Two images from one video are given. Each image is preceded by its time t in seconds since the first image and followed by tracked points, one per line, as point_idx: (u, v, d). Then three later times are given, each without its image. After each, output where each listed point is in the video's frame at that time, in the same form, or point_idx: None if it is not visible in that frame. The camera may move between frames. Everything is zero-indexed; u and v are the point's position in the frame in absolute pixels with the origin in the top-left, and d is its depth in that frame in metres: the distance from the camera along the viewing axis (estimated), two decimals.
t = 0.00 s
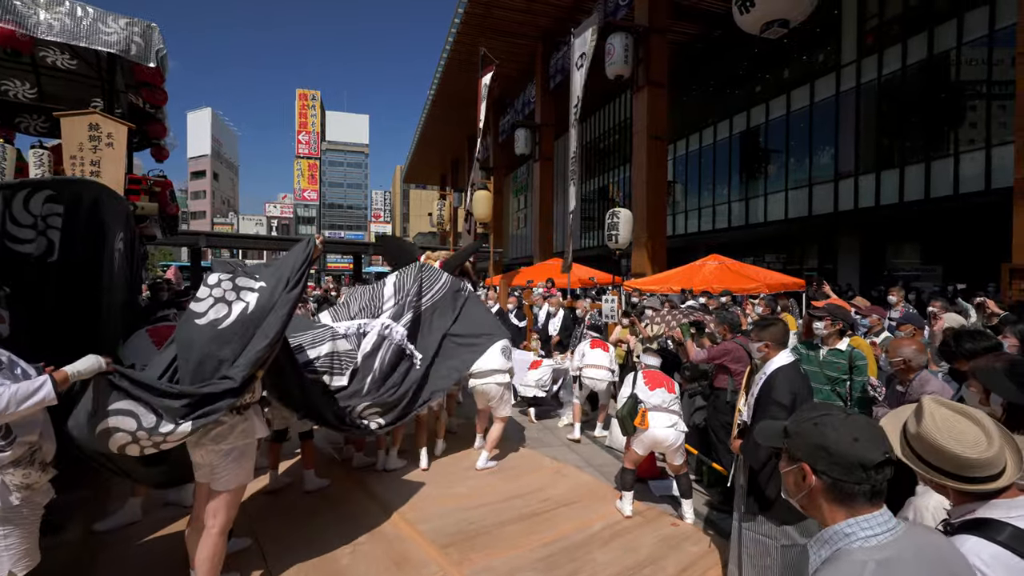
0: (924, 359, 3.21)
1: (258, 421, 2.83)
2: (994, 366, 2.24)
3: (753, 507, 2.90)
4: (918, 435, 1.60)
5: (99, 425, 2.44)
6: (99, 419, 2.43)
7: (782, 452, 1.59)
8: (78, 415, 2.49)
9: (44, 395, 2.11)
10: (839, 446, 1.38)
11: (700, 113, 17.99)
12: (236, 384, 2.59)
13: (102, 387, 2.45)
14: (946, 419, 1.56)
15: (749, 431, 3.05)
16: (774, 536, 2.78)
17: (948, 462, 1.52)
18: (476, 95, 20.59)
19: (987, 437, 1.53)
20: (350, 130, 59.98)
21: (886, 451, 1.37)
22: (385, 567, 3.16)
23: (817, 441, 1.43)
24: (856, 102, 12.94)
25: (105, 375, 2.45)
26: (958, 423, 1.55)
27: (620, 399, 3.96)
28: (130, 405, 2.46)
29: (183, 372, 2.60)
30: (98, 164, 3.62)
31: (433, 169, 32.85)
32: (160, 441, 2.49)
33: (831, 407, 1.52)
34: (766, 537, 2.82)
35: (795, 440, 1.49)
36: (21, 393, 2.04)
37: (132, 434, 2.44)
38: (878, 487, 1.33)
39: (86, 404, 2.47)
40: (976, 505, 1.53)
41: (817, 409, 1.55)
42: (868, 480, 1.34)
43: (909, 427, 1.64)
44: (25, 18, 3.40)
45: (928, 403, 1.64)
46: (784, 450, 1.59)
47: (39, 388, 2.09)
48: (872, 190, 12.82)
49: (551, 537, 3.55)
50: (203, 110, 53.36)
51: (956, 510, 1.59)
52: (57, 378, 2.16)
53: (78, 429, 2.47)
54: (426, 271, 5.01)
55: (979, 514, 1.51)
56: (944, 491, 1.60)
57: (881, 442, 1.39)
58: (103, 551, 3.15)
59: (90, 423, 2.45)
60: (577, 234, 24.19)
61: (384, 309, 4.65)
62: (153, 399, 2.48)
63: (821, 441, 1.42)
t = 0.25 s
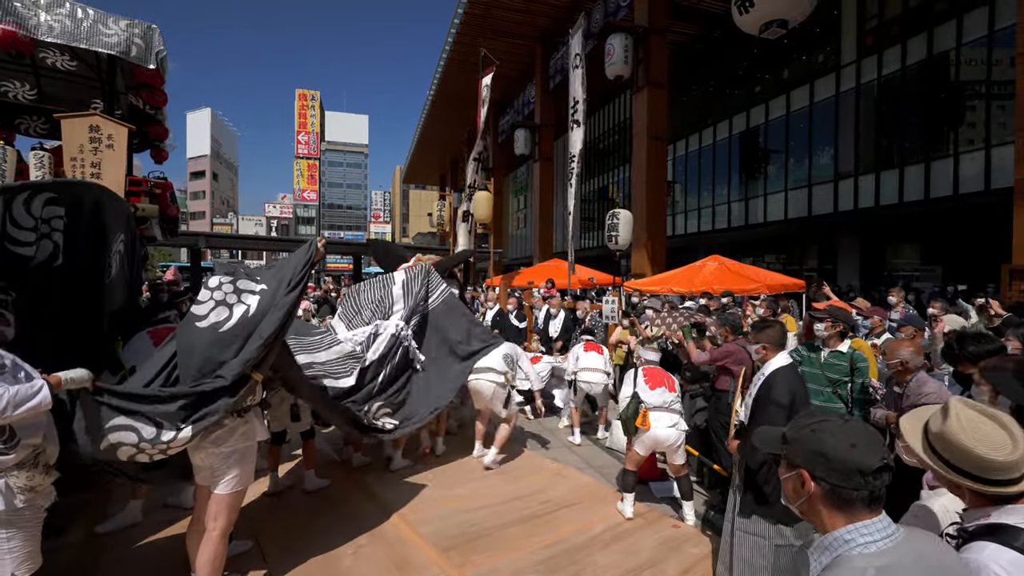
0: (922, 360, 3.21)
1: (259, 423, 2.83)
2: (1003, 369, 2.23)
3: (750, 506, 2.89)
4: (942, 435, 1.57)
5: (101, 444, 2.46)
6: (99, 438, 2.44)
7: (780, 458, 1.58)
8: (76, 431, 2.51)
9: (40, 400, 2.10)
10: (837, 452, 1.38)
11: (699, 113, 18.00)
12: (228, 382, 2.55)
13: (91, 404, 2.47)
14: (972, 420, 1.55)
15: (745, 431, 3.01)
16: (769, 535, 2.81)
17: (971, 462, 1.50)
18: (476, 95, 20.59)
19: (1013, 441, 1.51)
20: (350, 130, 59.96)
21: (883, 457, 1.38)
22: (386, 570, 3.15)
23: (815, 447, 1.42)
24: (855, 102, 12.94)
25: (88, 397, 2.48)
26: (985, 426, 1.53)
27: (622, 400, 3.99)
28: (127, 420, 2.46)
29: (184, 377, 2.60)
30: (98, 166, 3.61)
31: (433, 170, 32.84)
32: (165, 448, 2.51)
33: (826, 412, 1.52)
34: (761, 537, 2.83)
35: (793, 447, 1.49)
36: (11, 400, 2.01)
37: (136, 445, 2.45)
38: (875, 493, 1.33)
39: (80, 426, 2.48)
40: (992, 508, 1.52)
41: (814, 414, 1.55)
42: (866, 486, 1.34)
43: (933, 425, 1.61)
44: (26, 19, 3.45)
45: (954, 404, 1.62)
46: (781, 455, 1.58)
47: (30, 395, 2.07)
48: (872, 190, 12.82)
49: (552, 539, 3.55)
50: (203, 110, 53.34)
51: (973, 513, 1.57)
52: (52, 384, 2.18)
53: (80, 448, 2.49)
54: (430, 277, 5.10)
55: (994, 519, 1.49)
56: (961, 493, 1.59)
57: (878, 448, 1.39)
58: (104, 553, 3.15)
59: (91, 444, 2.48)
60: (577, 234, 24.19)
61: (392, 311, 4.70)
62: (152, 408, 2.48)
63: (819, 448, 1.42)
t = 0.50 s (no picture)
0: (917, 359, 3.21)
1: (259, 423, 2.82)
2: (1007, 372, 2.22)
3: (747, 504, 2.91)
4: (966, 435, 1.54)
5: (107, 456, 2.42)
6: (103, 450, 2.41)
7: (779, 461, 1.59)
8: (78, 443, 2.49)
9: (46, 402, 2.11)
10: (835, 455, 1.37)
11: (699, 113, 18.01)
12: (228, 385, 2.55)
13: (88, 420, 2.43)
14: (1001, 421, 1.50)
15: (744, 430, 2.99)
16: (766, 533, 2.81)
17: (997, 465, 1.46)
18: (475, 95, 20.58)
19: None
20: (349, 130, 59.96)
21: (881, 460, 1.37)
22: (387, 571, 3.15)
23: (813, 450, 1.42)
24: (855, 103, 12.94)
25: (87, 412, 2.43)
26: (1016, 428, 1.48)
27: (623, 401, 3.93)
28: (129, 431, 2.46)
29: (187, 380, 2.60)
30: (99, 166, 3.60)
31: (432, 170, 32.84)
32: (170, 450, 2.49)
33: (824, 415, 1.52)
34: (759, 535, 2.83)
35: (792, 451, 1.49)
36: (20, 398, 2.01)
37: (142, 453, 2.45)
38: (874, 495, 1.32)
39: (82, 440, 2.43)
40: (1011, 511, 1.49)
41: (813, 417, 1.55)
42: (864, 489, 1.33)
43: (958, 425, 1.59)
44: (25, 20, 3.42)
45: (984, 405, 1.57)
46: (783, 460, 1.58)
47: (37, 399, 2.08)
48: (871, 191, 12.82)
49: (553, 540, 3.55)
50: (202, 110, 53.31)
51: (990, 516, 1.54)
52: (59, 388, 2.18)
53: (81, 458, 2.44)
54: (426, 279, 5.12)
55: (1013, 521, 1.44)
56: (982, 495, 1.55)
57: (877, 450, 1.38)
58: (105, 554, 3.14)
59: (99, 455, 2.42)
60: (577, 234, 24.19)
61: (395, 312, 4.72)
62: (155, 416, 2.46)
63: (818, 451, 1.41)
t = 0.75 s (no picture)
0: (918, 359, 3.22)
1: (260, 423, 2.81)
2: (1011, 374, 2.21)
3: (748, 503, 2.92)
4: (983, 432, 1.53)
5: (112, 463, 2.47)
6: (110, 459, 2.46)
7: (779, 460, 1.58)
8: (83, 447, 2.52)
9: (48, 409, 2.12)
10: (835, 455, 1.37)
11: (699, 113, 18.02)
12: (229, 386, 2.56)
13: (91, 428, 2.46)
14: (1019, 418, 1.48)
15: (746, 430, 2.97)
16: (768, 533, 2.80)
17: (1014, 462, 1.45)
18: (475, 96, 20.58)
19: None
20: (349, 130, 59.98)
21: (881, 460, 1.37)
22: (388, 571, 3.15)
23: (813, 451, 1.42)
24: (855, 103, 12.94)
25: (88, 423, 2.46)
26: None
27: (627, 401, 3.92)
28: (133, 435, 2.48)
29: (188, 381, 2.60)
30: (99, 166, 3.60)
31: (432, 170, 32.84)
32: (172, 451, 2.48)
33: (822, 415, 1.51)
34: (761, 534, 2.83)
35: (790, 451, 1.48)
36: (26, 402, 2.04)
37: (146, 455, 2.46)
38: (872, 495, 1.32)
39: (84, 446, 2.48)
40: None
41: (813, 416, 1.55)
42: (862, 489, 1.33)
43: (975, 423, 1.57)
44: (26, 21, 3.41)
45: (1000, 402, 1.55)
46: (780, 459, 1.58)
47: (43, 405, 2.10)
48: (871, 191, 12.82)
49: (554, 540, 3.55)
50: (202, 110, 53.30)
51: (1008, 514, 1.52)
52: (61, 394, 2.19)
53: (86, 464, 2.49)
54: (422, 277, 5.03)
55: None
56: (998, 493, 1.54)
57: (876, 451, 1.38)
58: (106, 554, 3.14)
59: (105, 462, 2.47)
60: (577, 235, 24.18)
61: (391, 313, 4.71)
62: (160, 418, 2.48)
63: (817, 451, 1.41)
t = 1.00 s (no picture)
0: (922, 359, 3.23)
1: (263, 422, 2.82)
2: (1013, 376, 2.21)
3: (750, 502, 2.92)
4: (998, 430, 1.53)
5: (113, 459, 2.48)
6: (110, 454, 2.47)
7: (780, 460, 1.57)
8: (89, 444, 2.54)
9: (57, 413, 2.13)
10: (836, 454, 1.37)
11: (700, 113, 18.02)
12: (235, 386, 2.56)
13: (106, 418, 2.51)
14: None
15: (749, 430, 2.97)
16: (771, 532, 2.80)
17: None
18: (476, 96, 20.59)
19: None
20: (350, 130, 60.04)
21: (882, 459, 1.37)
22: (389, 570, 3.15)
23: (814, 450, 1.42)
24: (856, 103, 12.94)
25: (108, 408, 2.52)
26: None
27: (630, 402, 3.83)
28: (140, 432, 2.51)
29: (192, 381, 2.61)
30: (102, 166, 3.61)
31: (433, 170, 32.86)
32: (176, 450, 2.48)
33: (825, 413, 1.51)
34: (764, 534, 2.84)
35: (793, 450, 1.48)
36: (36, 408, 2.05)
37: (150, 453, 2.46)
38: (874, 495, 1.33)
39: (92, 441, 2.52)
40: None
41: (817, 415, 1.54)
42: (864, 488, 1.33)
43: (990, 422, 1.57)
44: (30, 23, 3.41)
45: (1016, 400, 1.54)
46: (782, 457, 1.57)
47: (52, 411, 2.11)
48: (872, 191, 12.81)
49: (555, 540, 3.55)
50: (203, 111, 53.36)
51: None
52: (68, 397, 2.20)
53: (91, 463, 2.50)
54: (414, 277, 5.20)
55: None
56: (1012, 494, 1.54)
57: (878, 450, 1.38)
58: (108, 553, 3.15)
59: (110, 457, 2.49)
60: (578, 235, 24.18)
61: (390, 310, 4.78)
62: (168, 417, 2.49)
63: (819, 450, 1.41)
